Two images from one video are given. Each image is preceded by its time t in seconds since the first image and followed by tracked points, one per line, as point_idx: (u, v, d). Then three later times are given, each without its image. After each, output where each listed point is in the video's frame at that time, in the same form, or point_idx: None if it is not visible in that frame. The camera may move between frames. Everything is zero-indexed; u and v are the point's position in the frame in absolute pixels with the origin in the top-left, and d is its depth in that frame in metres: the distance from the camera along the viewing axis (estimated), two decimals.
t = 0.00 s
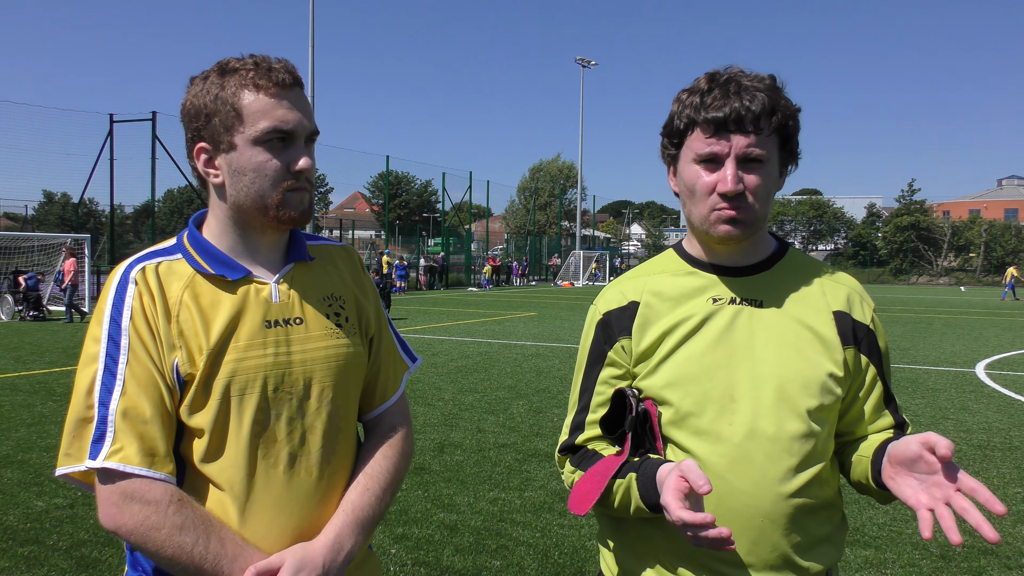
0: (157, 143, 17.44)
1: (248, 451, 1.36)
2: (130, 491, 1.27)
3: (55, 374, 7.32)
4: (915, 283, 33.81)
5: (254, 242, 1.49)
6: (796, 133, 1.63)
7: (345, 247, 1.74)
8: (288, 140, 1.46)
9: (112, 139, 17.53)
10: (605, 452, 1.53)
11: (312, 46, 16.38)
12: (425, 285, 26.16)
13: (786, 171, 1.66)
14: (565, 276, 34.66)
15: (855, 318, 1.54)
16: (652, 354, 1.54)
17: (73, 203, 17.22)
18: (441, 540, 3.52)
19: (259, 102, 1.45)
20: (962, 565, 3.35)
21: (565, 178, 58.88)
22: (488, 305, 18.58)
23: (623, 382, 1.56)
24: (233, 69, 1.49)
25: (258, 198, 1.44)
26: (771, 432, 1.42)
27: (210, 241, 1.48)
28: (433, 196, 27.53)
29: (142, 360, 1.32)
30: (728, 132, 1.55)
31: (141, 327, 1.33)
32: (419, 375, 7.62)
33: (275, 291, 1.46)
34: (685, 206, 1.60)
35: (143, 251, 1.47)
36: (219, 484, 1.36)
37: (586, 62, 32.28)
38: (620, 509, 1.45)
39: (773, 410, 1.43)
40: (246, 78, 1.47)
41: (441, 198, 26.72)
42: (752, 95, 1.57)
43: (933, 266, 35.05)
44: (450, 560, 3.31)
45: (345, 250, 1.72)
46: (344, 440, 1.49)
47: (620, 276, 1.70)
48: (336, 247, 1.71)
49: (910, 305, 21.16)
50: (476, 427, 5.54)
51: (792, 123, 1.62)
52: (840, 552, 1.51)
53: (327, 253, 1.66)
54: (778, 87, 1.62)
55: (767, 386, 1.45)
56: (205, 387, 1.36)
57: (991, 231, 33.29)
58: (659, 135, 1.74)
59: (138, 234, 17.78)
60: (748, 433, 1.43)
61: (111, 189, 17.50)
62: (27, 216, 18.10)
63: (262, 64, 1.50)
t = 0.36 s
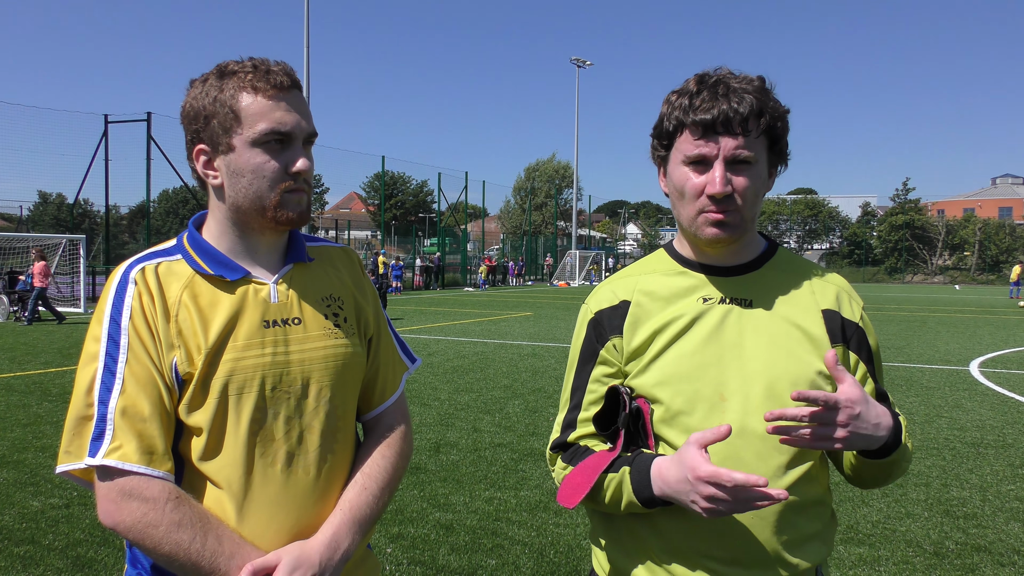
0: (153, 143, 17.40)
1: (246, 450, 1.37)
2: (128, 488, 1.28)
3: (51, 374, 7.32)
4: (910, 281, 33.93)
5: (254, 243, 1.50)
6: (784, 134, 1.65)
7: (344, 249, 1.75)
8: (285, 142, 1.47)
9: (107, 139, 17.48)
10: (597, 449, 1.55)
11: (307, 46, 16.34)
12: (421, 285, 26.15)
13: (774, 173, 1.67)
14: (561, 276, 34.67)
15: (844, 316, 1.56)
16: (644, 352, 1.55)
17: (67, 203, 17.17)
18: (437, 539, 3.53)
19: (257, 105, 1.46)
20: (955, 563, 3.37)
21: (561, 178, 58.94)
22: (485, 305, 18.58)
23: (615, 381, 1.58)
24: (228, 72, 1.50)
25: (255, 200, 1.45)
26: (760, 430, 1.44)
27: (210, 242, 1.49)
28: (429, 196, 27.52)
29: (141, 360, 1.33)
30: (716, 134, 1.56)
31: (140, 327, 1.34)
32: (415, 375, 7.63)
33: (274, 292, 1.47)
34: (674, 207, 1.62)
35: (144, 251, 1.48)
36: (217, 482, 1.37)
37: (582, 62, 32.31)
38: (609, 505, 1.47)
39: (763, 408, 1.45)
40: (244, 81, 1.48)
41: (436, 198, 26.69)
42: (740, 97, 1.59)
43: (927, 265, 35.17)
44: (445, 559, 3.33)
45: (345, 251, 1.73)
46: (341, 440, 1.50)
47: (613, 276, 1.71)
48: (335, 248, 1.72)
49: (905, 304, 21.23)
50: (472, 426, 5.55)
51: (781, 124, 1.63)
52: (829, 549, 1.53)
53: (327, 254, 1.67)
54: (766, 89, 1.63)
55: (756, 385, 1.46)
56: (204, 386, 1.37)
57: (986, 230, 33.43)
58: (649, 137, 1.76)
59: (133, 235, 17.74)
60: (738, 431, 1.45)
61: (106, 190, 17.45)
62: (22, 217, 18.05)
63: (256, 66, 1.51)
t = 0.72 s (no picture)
0: (153, 144, 17.41)
1: (247, 450, 1.39)
2: (131, 486, 1.30)
3: (53, 375, 7.35)
4: (911, 281, 33.92)
5: (255, 244, 1.52)
6: (778, 133, 1.66)
7: (346, 249, 1.77)
8: (287, 144, 1.49)
9: (108, 141, 17.47)
10: (595, 446, 1.57)
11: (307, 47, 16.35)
12: (421, 285, 26.17)
13: (769, 171, 1.69)
14: (562, 276, 34.65)
15: (839, 315, 1.58)
16: (640, 351, 1.57)
17: (69, 204, 17.22)
18: (437, 539, 3.55)
19: (259, 107, 1.48)
20: (955, 561, 3.38)
21: (561, 178, 58.98)
22: (485, 305, 18.60)
23: (612, 379, 1.59)
24: (231, 73, 1.52)
25: (257, 200, 1.47)
26: (755, 428, 1.46)
27: (213, 242, 1.51)
28: (429, 197, 27.54)
29: (144, 359, 1.34)
30: (710, 132, 1.58)
31: (143, 327, 1.36)
32: (416, 375, 7.65)
33: (275, 292, 1.49)
34: (669, 206, 1.63)
35: (148, 251, 1.50)
36: (219, 481, 1.39)
37: (582, 62, 32.31)
38: (608, 499, 1.48)
39: (758, 406, 1.47)
40: (247, 83, 1.50)
41: (437, 199, 26.68)
42: (734, 96, 1.60)
43: (928, 264, 35.17)
44: (446, 559, 3.34)
45: (347, 252, 1.75)
46: (342, 439, 1.52)
47: (609, 275, 1.73)
48: (338, 249, 1.74)
49: (906, 303, 21.22)
50: (472, 426, 5.57)
51: (775, 123, 1.65)
52: (824, 546, 1.55)
53: (328, 255, 1.69)
54: (760, 89, 1.65)
55: (752, 384, 1.48)
56: (205, 386, 1.38)
57: (987, 229, 33.40)
58: (645, 137, 1.77)
59: (134, 236, 17.76)
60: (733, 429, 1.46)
61: (107, 191, 17.47)
62: (23, 218, 18.10)
63: (259, 67, 1.53)
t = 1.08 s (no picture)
0: (156, 146, 17.44)
1: (250, 449, 1.40)
2: (134, 485, 1.31)
3: (57, 377, 7.37)
4: (914, 279, 33.88)
5: (257, 245, 1.53)
6: (776, 135, 1.67)
7: (348, 250, 1.78)
8: (290, 147, 1.50)
9: (111, 142, 17.49)
10: (592, 446, 1.58)
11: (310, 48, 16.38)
12: (424, 286, 26.21)
13: (767, 172, 1.70)
14: (564, 276, 34.65)
15: (837, 314, 1.58)
16: (639, 351, 1.58)
17: (72, 206, 17.28)
18: (441, 539, 3.56)
19: (262, 110, 1.49)
20: (957, 560, 3.38)
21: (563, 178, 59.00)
22: (488, 305, 18.61)
23: (611, 379, 1.61)
24: (234, 78, 1.54)
25: (259, 203, 1.48)
26: (753, 427, 1.47)
27: (215, 244, 1.52)
28: (432, 197, 27.57)
29: (147, 359, 1.36)
30: (707, 134, 1.59)
31: (146, 327, 1.38)
32: (419, 376, 7.66)
33: (277, 293, 1.50)
34: (668, 207, 1.64)
35: (151, 252, 1.51)
36: (221, 479, 1.40)
37: (584, 62, 32.29)
38: (606, 501, 1.49)
39: (756, 405, 1.47)
40: (249, 87, 1.51)
41: (439, 199, 26.71)
42: (732, 98, 1.61)
43: (931, 262, 35.11)
44: (449, 559, 3.35)
45: (348, 253, 1.76)
46: (344, 438, 1.53)
47: (607, 276, 1.74)
48: (339, 250, 1.75)
49: (909, 301, 21.18)
50: (475, 426, 5.58)
51: (772, 124, 1.66)
52: (824, 544, 1.55)
53: (330, 256, 1.70)
54: (757, 90, 1.66)
55: (751, 383, 1.49)
56: (208, 385, 1.40)
57: (990, 226, 33.33)
58: (643, 139, 1.78)
59: (137, 238, 17.80)
60: (731, 428, 1.47)
61: (111, 193, 17.52)
62: (27, 220, 18.16)
63: (262, 72, 1.54)
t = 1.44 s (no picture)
0: (159, 148, 17.47)
1: (251, 447, 1.41)
2: (137, 482, 1.32)
3: (61, 378, 7.41)
4: (918, 280, 33.79)
5: (260, 245, 1.55)
6: (774, 134, 1.68)
7: (351, 250, 1.79)
8: (293, 148, 1.51)
9: (114, 144, 17.51)
10: (590, 446, 1.59)
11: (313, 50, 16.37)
12: (427, 287, 26.24)
13: (765, 171, 1.70)
14: (567, 277, 34.63)
15: (836, 312, 1.59)
16: (637, 350, 1.58)
17: (76, 208, 17.34)
18: (444, 539, 3.57)
19: (265, 112, 1.50)
20: (962, 560, 3.38)
21: (566, 179, 59.05)
22: (490, 306, 18.61)
23: (609, 378, 1.62)
24: (239, 78, 1.55)
25: (263, 204, 1.49)
26: (752, 425, 1.47)
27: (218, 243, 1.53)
28: (434, 199, 27.59)
29: (150, 358, 1.37)
30: (706, 134, 1.60)
31: (149, 326, 1.39)
32: (421, 377, 7.67)
33: (279, 292, 1.51)
34: (666, 206, 1.65)
35: (155, 251, 1.53)
36: (222, 478, 1.41)
37: (587, 63, 32.23)
38: (602, 500, 1.50)
39: (755, 404, 1.48)
40: (253, 88, 1.52)
41: (442, 200, 26.72)
42: (730, 98, 1.62)
43: (935, 262, 35.01)
44: (452, 559, 3.36)
45: (351, 253, 1.77)
46: (346, 437, 1.54)
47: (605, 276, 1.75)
48: (343, 250, 1.76)
49: (913, 302, 21.10)
50: (478, 427, 5.59)
51: (770, 123, 1.66)
52: (824, 542, 1.56)
53: (333, 255, 1.71)
54: (756, 90, 1.66)
55: (749, 382, 1.49)
56: (210, 384, 1.41)
57: (994, 227, 33.21)
58: (642, 138, 1.79)
59: (141, 240, 17.85)
60: (730, 427, 1.48)
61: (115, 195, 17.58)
62: (31, 222, 18.23)
63: (266, 73, 1.56)
